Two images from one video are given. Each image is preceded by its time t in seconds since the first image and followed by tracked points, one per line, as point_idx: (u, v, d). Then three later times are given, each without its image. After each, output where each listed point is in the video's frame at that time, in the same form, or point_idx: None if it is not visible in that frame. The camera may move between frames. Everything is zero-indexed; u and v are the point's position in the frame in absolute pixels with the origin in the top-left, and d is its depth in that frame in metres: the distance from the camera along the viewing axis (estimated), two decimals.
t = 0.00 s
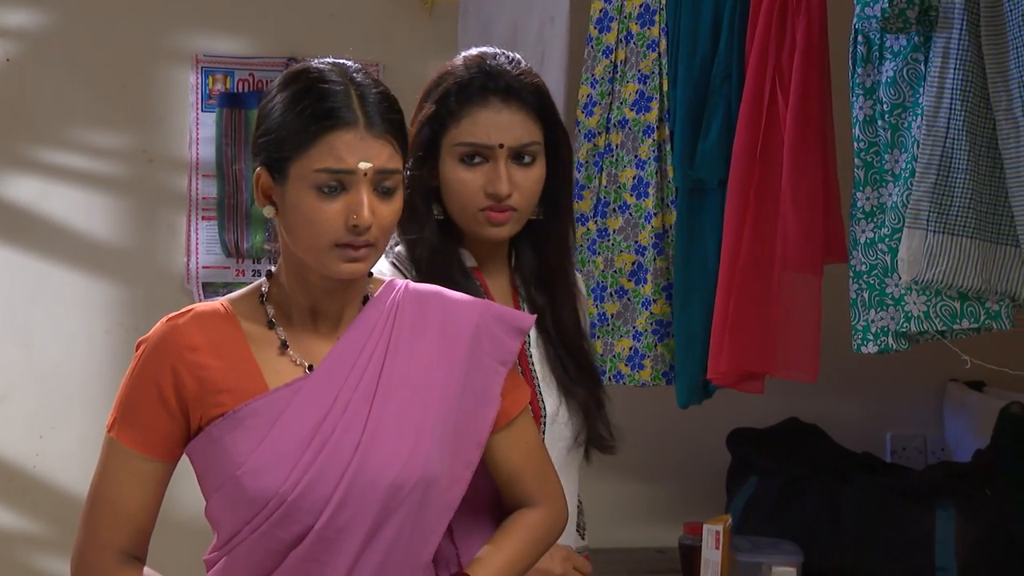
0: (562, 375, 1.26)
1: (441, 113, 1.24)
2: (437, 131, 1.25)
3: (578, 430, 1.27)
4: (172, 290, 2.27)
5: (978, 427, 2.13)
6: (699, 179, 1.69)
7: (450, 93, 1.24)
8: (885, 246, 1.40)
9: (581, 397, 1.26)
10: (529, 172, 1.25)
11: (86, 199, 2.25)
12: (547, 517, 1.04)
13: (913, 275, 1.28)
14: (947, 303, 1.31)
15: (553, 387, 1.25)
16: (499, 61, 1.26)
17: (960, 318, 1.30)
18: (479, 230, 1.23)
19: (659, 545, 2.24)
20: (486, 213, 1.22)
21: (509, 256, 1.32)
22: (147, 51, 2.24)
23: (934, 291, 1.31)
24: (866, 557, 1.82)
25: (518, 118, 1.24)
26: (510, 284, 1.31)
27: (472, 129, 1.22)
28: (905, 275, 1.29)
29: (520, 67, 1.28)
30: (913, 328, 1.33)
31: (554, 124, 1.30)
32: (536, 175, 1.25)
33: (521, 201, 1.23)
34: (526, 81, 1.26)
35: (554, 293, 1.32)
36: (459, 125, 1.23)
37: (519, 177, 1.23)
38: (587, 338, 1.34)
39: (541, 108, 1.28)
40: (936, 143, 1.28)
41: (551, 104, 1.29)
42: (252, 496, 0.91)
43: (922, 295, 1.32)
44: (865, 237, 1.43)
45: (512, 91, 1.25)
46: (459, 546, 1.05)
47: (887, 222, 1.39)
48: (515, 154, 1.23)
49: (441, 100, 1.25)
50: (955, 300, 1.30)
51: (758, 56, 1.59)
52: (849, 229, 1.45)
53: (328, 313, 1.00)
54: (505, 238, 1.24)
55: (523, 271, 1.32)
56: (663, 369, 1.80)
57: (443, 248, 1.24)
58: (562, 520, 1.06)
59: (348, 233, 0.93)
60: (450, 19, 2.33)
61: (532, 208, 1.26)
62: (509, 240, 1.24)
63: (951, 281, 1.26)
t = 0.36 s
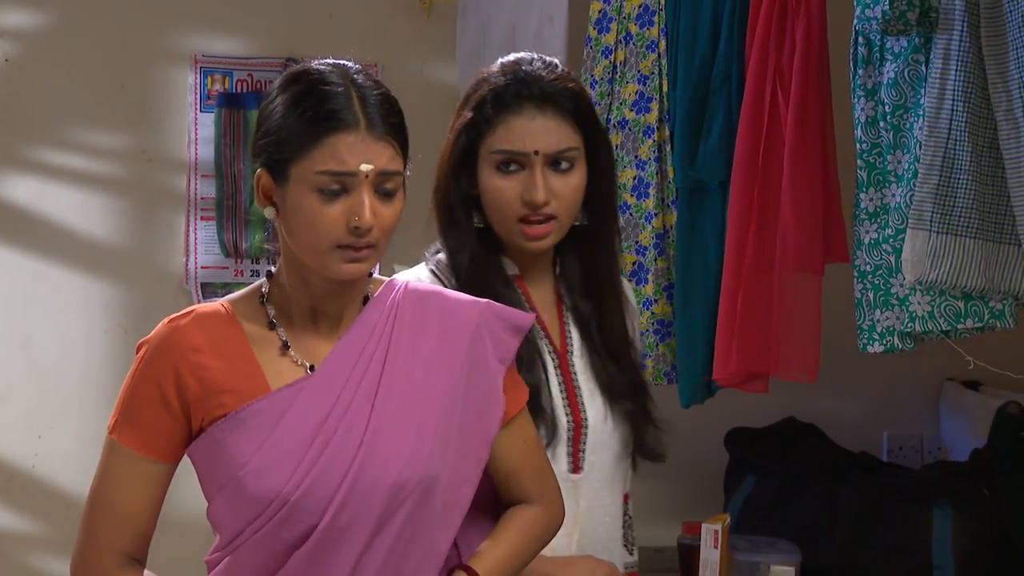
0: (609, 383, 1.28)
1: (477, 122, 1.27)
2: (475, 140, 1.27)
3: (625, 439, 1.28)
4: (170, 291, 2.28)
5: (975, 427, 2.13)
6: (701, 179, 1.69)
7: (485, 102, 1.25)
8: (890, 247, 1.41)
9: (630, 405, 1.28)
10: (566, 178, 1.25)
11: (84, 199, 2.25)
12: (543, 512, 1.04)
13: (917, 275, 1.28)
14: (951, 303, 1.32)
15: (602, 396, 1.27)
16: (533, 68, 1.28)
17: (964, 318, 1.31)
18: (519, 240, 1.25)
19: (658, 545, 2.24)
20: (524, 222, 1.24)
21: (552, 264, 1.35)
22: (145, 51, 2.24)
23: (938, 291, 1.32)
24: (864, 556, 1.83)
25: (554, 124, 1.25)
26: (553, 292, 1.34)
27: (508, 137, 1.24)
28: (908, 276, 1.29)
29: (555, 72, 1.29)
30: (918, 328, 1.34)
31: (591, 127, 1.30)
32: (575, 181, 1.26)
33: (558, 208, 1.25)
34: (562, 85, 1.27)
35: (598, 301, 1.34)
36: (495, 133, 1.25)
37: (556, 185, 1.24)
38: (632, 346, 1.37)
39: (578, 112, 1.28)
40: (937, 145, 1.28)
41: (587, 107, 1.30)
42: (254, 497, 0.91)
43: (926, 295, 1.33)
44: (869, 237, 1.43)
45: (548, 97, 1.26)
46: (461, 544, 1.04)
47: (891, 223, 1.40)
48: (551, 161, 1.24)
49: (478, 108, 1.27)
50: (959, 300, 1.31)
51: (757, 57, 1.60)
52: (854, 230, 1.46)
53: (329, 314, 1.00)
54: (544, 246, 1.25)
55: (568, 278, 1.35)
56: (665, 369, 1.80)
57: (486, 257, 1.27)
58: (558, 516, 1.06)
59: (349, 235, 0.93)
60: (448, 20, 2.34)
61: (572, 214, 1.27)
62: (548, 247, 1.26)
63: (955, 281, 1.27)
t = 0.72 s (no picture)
0: (655, 377, 1.29)
1: (508, 116, 1.28)
2: (507, 134, 1.28)
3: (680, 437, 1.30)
4: (166, 292, 2.28)
5: (967, 425, 2.14)
6: (699, 180, 1.70)
7: (515, 96, 1.26)
8: (887, 247, 1.41)
9: (682, 399, 1.29)
10: (597, 170, 1.25)
11: (80, 200, 2.24)
12: (540, 510, 1.05)
13: (914, 275, 1.29)
14: (948, 303, 1.32)
15: (646, 391, 1.28)
16: (563, 60, 1.28)
17: (962, 318, 1.32)
18: (552, 233, 1.26)
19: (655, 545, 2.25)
20: (557, 215, 1.25)
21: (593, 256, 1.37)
22: (140, 51, 2.24)
23: (936, 291, 1.32)
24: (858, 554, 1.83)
25: (584, 116, 1.25)
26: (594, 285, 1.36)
27: (539, 129, 1.25)
28: (907, 275, 1.30)
29: (585, 62, 1.29)
30: (915, 328, 1.34)
31: (623, 117, 1.30)
32: (607, 173, 1.26)
33: (591, 200, 1.25)
34: (592, 76, 1.27)
35: (638, 294, 1.36)
36: (526, 127, 1.25)
37: (588, 178, 1.24)
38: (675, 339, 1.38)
39: (610, 102, 1.28)
40: (934, 145, 1.29)
41: (619, 97, 1.29)
42: (255, 498, 0.91)
43: (923, 295, 1.33)
44: (866, 237, 1.43)
45: (578, 88, 1.26)
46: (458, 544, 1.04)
47: (888, 223, 1.40)
48: (581, 153, 1.24)
49: (510, 102, 1.28)
50: (957, 300, 1.32)
51: (755, 57, 1.60)
52: (851, 230, 1.46)
53: (329, 316, 1.00)
54: (578, 238, 1.26)
55: (609, 272, 1.37)
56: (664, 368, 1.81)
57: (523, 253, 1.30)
58: (554, 514, 1.06)
59: (350, 236, 0.93)
60: (443, 20, 2.36)
61: (607, 205, 1.27)
62: (582, 240, 1.26)
63: (953, 281, 1.27)
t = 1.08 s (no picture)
0: (676, 383, 1.26)
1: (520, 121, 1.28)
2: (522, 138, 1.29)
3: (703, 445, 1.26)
4: (161, 293, 2.28)
5: (959, 424, 2.15)
6: (696, 180, 1.70)
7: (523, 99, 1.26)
8: (879, 247, 1.42)
9: (705, 406, 1.26)
10: (604, 172, 1.23)
11: (74, 201, 2.24)
12: (537, 509, 1.05)
13: (906, 275, 1.30)
14: (940, 302, 1.33)
15: (666, 398, 1.25)
16: (570, 61, 1.26)
17: (953, 317, 1.33)
18: (562, 236, 1.24)
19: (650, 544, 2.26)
20: (564, 217, 1.23)
21: (618, 259, 1.35)
22: (134, 51, 2.24)
23: (927, 291, 1.34)
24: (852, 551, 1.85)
25: (588, 117, 1.23)
26: (619, 288, 1.34)
27: (546, 132, 1.23)
28: (898, 275, 1.31)
29: (593, 62, 1.26)
30: (906, 327, 1.36)
31: (632, 114, 1.26)
32: (615, 174, 1.23)
33: (598, 202, 1.22)
34: (597, 76, 1.24)
35: (665, 295, 1.32)
36: (534, 130, 1.25)
37: (593, 179, 1.22)
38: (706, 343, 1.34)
39: (618, 102, 1.25)
40: (927, 145, 1.30)
41: (627, 95, 1.26)
42: (257, 499, 0.91)
43: (915, 294, 1.34)
44: (858, 237, 1.44)
45: (582, 89, 1.24)
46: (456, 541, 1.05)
47: (880, 223, 1.41)
48: (584, 155, 1.22)
49: (522, 105, 1.28)
50: (948, 299, 1.33)
51: (750, 57, 1.60)
52: (843, 229, 1.47)
53: (329, 318, 1.00)
54: (588, 241, 1.23)
55: (634, 274, 1.34)
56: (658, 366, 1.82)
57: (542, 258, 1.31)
58: (551, 512, 1.07)
59: (351, 237, 0.93)
60: (437, 19, 2.36)
61: (617, 208, 1.24)
62: (591, 242, 1.24)
63: (944, 281, 1.28)
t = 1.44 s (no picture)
0: (671, 385, 1.24)
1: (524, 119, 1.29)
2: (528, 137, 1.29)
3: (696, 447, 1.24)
4: (153, 293, 2.28)
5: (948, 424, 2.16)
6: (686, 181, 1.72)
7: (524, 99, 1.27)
8: (868, 246, 1.43)
9: (705, 411, 1.24)
10: (600, 171, 1.22)
11: (66, 201, 2.23)
12: (536, 508, 1.06)
13: (895, 274, 1.32)
14: (929, 302, 1.34)
15: (660, 400, 1.24)
16: (571, 59, 1.26)
17: (942, 317, 1.34)
18: (562, 236, 1.25)
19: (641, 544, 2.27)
20: (562, 217, 1.23)
21: (626, 258, 1.33)
22: (127, 52, 2.23)
23: (916, 290, 1.35)
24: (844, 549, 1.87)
25: (584, 117, 1.22)
26: (625, 287, 1.32)
27: (544, 133, 1.24)
28: (887, 274, 1.33)
29: (592, 59, 1.25)
30: (895, 327, 1.37)
31: (631, 111, 1.24)
32: (612, 174, 1.23)
33: (594, 203, 1.22)
34: (593, 75, 1.23)
35: (669, 294, 1.30)
36: (534, 129, 1.25)
37: (588, 180, 1.22)
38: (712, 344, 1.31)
39: (615, 100, 1.23)
40: (916, 146, 1.31)
41: (624, 92, 1.24)
42: (258, 498, 0.92)
43: (903, 294, 1.35)
44: (847, 237, 1.45)
45: (579, 88, 1.23)
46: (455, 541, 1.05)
47: (869, 223, 1.42)
48: (581, 155, 1.22)
49: (525, 104, 1.29)
50: (937, 299, 1.34)
51: (740, 57, 1.61)
52: (832, 229, 1.48)
53: (329, 318, 1.00)
54: (586, 240, 1.24)
55: (642, 274, 1.32)
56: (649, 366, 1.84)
57: (548, 260, 1.31)
58: (550, 511, 1.07)
59: (351, 238, 0.93)
60: (429, 21, 2.37)
61: (615, 207, 1.23)
62: (591, 243, 1.24)
63: (933, 280, 1.30)
